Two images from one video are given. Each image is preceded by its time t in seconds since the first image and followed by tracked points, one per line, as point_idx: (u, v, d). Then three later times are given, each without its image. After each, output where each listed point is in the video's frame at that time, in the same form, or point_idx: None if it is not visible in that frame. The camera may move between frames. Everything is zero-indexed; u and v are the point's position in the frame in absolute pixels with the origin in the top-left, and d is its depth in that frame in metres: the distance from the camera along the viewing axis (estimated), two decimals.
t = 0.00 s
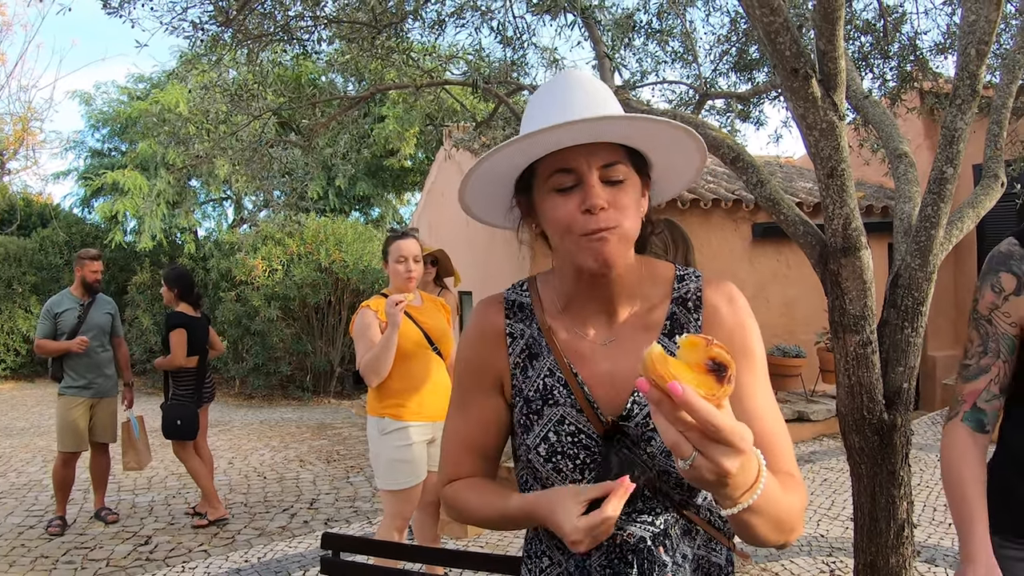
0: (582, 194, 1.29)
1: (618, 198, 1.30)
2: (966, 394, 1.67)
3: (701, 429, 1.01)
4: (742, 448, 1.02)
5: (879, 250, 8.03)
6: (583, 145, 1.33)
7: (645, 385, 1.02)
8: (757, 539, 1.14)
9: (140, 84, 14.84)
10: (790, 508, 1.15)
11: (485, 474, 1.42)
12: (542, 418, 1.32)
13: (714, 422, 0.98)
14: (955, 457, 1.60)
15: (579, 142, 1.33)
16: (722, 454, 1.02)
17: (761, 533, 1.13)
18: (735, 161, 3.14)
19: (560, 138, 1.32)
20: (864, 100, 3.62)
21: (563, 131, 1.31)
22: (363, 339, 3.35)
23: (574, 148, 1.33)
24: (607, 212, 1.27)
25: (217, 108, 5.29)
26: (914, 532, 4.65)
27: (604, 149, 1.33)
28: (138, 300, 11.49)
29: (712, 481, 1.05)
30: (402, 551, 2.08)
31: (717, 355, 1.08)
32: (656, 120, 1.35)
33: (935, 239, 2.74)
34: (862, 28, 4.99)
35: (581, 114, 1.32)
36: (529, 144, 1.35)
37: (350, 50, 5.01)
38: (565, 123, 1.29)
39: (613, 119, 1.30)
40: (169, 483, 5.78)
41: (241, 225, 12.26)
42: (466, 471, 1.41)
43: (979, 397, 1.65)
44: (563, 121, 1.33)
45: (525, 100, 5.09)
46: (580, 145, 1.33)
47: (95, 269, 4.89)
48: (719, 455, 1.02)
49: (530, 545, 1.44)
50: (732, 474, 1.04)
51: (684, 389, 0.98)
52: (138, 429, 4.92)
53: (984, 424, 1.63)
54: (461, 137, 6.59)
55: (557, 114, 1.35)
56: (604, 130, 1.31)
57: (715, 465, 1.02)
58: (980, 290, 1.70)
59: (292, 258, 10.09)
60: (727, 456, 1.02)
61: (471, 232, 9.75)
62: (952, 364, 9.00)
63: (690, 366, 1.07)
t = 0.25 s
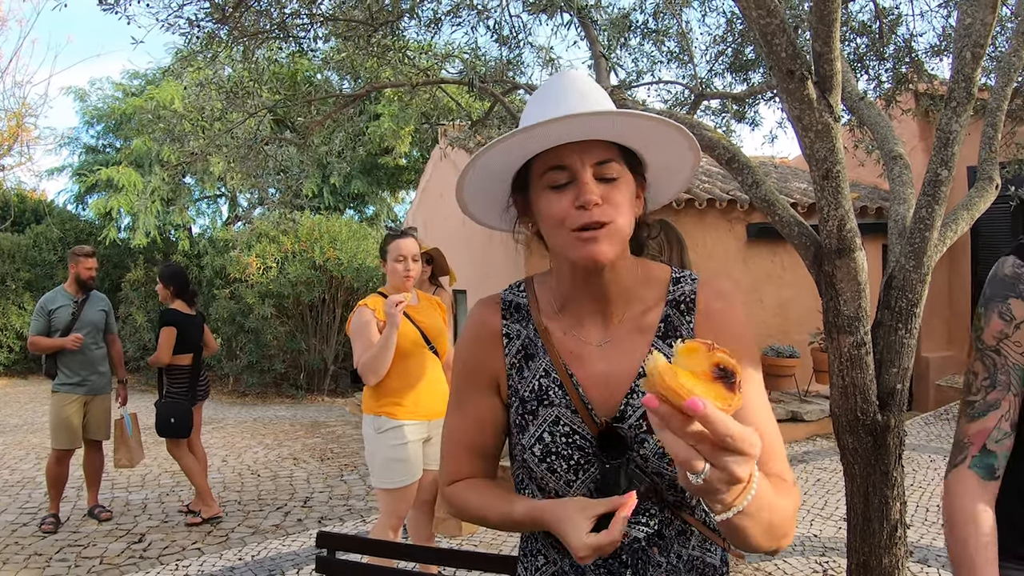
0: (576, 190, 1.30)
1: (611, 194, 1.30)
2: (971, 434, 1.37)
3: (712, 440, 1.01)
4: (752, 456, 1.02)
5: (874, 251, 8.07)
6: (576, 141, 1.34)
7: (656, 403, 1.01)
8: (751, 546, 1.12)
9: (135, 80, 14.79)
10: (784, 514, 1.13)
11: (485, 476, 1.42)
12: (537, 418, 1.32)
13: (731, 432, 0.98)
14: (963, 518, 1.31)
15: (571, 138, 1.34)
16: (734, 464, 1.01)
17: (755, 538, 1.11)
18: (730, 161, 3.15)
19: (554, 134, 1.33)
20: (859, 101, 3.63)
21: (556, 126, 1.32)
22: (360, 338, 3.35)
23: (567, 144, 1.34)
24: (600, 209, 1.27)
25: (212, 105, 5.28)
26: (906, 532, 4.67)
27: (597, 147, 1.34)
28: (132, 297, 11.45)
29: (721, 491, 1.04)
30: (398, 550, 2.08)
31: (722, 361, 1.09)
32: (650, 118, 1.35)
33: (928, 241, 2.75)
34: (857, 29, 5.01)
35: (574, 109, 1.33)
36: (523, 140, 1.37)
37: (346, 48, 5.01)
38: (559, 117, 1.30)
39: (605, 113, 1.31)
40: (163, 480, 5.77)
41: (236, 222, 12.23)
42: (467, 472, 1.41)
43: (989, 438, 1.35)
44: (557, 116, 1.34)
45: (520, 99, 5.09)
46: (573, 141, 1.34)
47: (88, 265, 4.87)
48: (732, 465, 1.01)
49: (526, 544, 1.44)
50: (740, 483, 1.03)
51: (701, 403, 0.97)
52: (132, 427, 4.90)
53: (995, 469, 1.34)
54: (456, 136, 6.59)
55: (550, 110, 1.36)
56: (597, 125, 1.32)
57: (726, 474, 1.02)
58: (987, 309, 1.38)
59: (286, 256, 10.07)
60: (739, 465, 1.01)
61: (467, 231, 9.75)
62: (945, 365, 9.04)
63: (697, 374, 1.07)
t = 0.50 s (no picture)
0: (578, 188, 1.30)
1: (613, 193, 1.30)
2: (981, 520, 1.10)
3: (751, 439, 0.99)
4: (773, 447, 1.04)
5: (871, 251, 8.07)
6: (579, 140, 1.34)
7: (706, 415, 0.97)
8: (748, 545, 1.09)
9: (133, 78, 14.77)
10: (783, 512, 1.10)
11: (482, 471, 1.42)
12: (536, 415, 1.33)
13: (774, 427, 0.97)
14: None
15: (575, 137, 1.34)
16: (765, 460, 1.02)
17: (752, 537, 1.08)
18: (728, 161, 3.15)
19: (557, 132, 1.34)
20: (857, 102, 3.64)
21: (559, 125, 1.33)
22: (360, 337, 3.35)
23: (571, 143, 1.35)
24: (602, 208, 1.27)
25: (210, 102, 5.27)
26: (903, 533, 4.68)
27: (600, 146, 1.35)
28: (129, 295, 11.44)
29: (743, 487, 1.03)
30: (396, 549, 2.08)
31: (732, 357, 1.05)
32: (652, 118, 1.36)
33: (926, 242, 2.76)
34: (855, 31, 5.02)
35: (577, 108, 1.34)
36: (527, 137, 1.37)
37: (345, 46, 5.01)
38: (562, 115, 1.31)
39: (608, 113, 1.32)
40: (159, 478, 5.76)
41: (234, 220, 12.23)
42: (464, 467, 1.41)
43: (1002, 525, 1.08)
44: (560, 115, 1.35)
45: (519, 97, 5.09)
46: (576, 140, 1.34)
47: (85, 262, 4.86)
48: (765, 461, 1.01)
49: (524, 540, 1.45)
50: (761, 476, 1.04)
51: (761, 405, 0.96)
52: (128, 425, 4.89)
53: (1005, 564, 1.07)
54: (454, 134, 6.59)
55: (554, 108, 1.36)
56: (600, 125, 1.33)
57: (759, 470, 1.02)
58: (1008, 378, 1.10)
59: (284, 254, 10.07)
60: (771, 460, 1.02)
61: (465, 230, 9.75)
62: (942, 366, 9.06)
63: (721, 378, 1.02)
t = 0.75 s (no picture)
0: (575, 184, 1.30)
1: (610, 190, 1.30)
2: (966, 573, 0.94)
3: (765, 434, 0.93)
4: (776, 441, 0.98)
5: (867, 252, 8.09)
6: (579, 136, 1.34)
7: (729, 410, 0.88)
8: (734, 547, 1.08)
9: (129, 76, 14.75)
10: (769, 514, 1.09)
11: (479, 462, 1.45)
12: (528, 408, 1.34)
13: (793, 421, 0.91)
14: None
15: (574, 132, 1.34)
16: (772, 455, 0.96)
17: (738, 542, 1.08)
18: (724, 161, 3.15)
19: (556, 128, 1.34)
20: (853, 103, 3.64)
21: (559, 119, 1.33)
22: (357, 335, 3.35)
23: (571, 139, 1.35)
24: (598, 204, 1.27)
25: (205, 100, 5.26)
26: (898, 533, 4.69)
27: (600, 143, 1.34)
28: (124, 293, 11.42)
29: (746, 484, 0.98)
30: (391, 546, 2.07)
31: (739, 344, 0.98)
32: (653, 118, 1.35)
33: (921, 242, 2.76)
34: (852, 32, 5.03)
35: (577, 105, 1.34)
36: (527, 130, 1.38)
37: (341, 45, 5.00)
38: (562, 111, 1.31)
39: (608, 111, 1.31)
40: (154, 477, 5.75)
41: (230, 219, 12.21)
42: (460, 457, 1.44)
43: None
44: (561, 110, 1.35)
45: (515, 97, 5.09)
46: (576, 136, 1.34)
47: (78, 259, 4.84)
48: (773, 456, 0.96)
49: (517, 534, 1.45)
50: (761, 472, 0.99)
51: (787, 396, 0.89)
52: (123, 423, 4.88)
53: None
54: (450, 133, 6.58)
55: (555, 104, 1.36)
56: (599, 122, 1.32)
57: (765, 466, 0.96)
58: (1003, 432, 0.96)
59: (279, 252, 10.06)
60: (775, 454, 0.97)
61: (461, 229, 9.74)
62: (938, 366, 9.07)
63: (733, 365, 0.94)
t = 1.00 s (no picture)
0: (571, 184, 1.30)
1: (606, 190, 1.29)
2: None
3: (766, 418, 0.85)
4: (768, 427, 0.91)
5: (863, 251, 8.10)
6: (576, 135, 1.34)
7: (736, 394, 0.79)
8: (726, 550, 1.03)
9: (125, 72, 14.70)
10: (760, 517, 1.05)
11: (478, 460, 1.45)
12: (520, 408, 1.34)
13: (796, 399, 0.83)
14: None
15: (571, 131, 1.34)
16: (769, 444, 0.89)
17: (729, 546, 1.03)
18: (720, 160, 3.14)
19: (553, 128, 1.34)
20: (849, 103, 3.64)
21: (556, 118, 1.33)
22: (353, 333, 3.34)
23: (568, 138, 1.34)
24: (593, 204, 1.26)
25: (202, 96, 5.24)
26: (893, 533, 4.70)
27: (596, 143, 1.34)
28: (119, 290, 11.39)
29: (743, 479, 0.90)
30: (387, 545, 2.07)
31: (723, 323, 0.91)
32: (650, 119, 1.34)
33: (917, 243, 2.77)
34: (849, 31, 5.04)
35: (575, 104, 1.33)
36: (525, 127, 1.37)
37: (338, 42, 4.98)
38: (560, 109, 1.31)
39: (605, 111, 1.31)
40: (148, 474, 5.73)
41: (226, 215, 12.18)
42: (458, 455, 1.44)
43: None
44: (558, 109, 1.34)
45: (512, 95, 5.08)
46: (573, 135, 1.34)
47: (73, 255, 4.82)
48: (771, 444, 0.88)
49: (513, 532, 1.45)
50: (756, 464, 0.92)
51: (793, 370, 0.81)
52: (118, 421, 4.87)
53: None
54: (447, 130, 6.58)
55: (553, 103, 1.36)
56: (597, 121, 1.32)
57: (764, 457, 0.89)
58: (999, 445, 1.06)
59: (275, 249, 10.04)
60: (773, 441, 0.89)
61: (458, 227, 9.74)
62: (933, 366, 9.10)
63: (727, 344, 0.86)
